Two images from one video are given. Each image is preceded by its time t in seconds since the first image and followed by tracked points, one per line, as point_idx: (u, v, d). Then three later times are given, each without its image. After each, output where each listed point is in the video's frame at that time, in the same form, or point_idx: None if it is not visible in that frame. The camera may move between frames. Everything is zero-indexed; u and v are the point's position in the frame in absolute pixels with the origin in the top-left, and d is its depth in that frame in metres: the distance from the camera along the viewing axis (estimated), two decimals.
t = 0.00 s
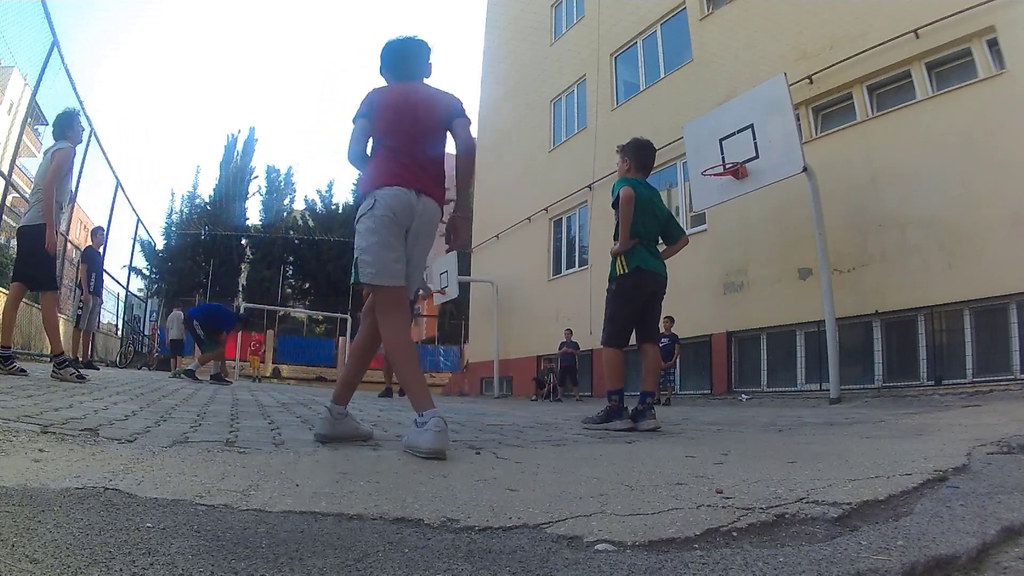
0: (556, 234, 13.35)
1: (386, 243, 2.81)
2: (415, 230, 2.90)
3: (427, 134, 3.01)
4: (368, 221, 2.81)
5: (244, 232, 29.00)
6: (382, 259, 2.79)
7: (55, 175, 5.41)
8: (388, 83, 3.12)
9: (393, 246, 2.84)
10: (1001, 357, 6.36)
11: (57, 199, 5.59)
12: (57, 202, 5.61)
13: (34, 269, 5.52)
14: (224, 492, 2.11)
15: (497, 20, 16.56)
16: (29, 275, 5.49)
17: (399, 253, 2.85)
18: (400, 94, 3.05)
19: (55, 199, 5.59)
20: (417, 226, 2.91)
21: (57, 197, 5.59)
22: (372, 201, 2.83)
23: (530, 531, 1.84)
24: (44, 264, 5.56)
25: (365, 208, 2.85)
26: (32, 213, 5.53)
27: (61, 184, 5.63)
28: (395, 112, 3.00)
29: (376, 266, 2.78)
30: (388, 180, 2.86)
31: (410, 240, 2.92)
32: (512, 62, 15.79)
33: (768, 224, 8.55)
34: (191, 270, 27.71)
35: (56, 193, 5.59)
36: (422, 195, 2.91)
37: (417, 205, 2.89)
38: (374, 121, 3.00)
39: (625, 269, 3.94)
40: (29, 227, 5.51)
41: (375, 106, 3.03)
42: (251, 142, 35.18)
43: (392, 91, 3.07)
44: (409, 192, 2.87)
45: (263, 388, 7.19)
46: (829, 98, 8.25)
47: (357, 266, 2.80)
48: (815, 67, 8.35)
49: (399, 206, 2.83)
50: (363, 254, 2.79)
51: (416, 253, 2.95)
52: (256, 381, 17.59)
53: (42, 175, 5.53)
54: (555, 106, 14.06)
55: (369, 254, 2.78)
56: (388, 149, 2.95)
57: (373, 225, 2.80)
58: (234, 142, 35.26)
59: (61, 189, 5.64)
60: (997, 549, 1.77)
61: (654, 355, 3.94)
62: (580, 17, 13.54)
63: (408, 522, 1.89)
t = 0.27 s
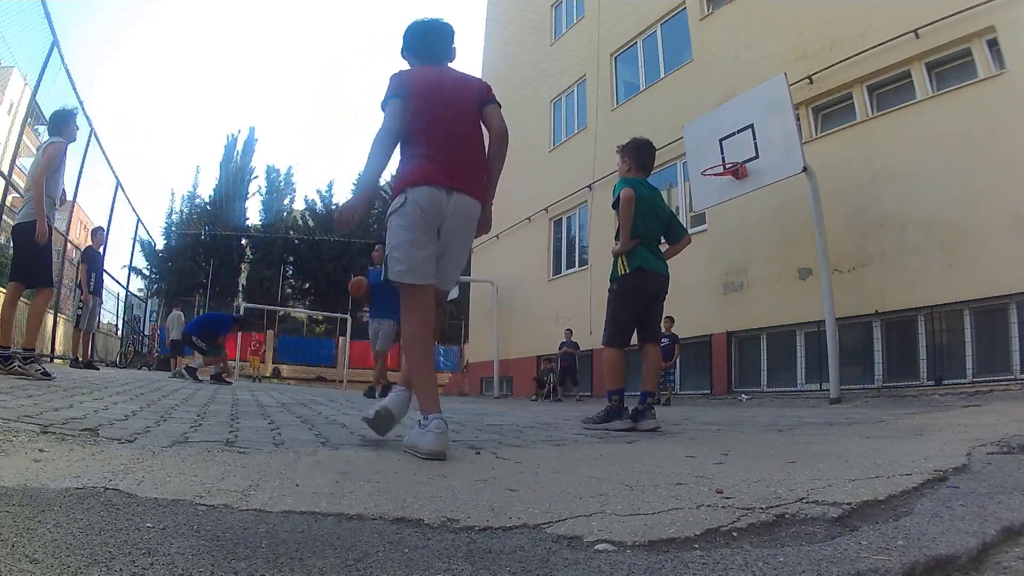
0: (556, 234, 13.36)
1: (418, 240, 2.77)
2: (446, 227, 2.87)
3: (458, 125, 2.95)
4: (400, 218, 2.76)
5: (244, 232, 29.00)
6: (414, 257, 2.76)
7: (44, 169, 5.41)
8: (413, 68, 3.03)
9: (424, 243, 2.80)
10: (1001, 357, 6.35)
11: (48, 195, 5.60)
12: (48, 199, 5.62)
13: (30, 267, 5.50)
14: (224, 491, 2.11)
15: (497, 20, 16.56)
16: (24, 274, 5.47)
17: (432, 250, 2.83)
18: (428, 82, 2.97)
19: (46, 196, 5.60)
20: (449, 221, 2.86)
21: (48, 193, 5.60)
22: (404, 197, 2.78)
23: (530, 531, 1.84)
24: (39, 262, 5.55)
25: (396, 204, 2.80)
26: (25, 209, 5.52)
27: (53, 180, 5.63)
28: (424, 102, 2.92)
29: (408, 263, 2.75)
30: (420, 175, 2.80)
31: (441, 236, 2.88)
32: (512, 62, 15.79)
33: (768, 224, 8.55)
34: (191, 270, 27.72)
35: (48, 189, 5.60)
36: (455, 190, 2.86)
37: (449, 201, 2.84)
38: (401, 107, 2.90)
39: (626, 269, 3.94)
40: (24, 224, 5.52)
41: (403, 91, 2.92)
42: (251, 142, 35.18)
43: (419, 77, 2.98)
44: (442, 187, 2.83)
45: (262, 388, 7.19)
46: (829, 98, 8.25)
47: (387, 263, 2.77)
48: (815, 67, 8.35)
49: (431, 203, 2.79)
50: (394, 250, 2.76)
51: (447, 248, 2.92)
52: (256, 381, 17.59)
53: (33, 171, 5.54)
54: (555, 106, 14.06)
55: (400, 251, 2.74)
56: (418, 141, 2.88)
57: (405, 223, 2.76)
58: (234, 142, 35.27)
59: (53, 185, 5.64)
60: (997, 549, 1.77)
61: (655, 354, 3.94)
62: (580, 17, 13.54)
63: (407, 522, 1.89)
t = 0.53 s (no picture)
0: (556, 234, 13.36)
1: (442, 241, 2.89)
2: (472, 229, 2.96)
3: (485, 126, 3.02)
4: (426, 219, 2.88)
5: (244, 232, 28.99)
6: (436, 257, 2.88)
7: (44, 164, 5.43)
8: (444, 64, 3.07)
9: (448, 244, 2.92)
10: (1001, 357, 6.36)
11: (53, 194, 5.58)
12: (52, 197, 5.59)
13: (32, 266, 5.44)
14: (224, 491, 2.11)
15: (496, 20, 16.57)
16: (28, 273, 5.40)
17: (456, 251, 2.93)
18: (455, 80, 3.02)
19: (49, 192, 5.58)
20: (474, 221, 2.95)
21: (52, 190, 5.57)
22: (428, 199, 2.89)
23: (530, 531, 1.84)
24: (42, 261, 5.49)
25: (422, 204, 2.92)
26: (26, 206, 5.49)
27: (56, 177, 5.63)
28: (451, 100, 2.98)
29: (429, 263, 2.87)
30: (445, 178, 2.91)
31: (467, 234, 2.97)
32: (512, 62, 15.79)
33: (768, 224, 8.56)
34: (191, 270, 27.73)
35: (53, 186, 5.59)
36: (480, 190, 2.94)
37: (474, 202, 2.93)
38: (429, 105, 2.96)
39: (625, 269, 3.95)
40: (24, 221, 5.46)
41: (430, 89, 2.98)
42: (251, 142, 35.18)
43: (446, 74, 3.03)
44: (467, 189, 2.92)
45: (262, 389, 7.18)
46: (829, 97, 8.25)
47: (410, 261, 2.90)
48: (815, 67, 8.35)
49: (455, 205, 2.89)
50: (417, 249, 2.88)
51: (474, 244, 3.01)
52: (256, 381, 17.60)
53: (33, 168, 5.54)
54: (555, 107, 14.06)
55: (423, 251, 2.87)
56: (444, 140, 2.95)
57: (430, 224, 2.88)
58: (234, 142, 35.27)
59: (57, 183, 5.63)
60: (997, 549, 1.77)
61: (656, 354, 3.95)
62: (580, 17, 13.54)
63: (408, 522, 1.89)
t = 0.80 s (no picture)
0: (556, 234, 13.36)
1: (490, 250, 2.93)
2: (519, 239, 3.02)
3: (536, 138, 3.07)
4: (478, 228, 2.91)
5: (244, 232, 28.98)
6: (482, 266, 2.91)
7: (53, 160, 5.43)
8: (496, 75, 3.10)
9: (496, 252, 2.96)
10: (1001, 357, 6.36)
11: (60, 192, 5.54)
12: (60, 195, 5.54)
13: (37, 265, 5.37)
14: (224, 491, 2.11)
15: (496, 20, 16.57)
16: (33, 272, 5.33)
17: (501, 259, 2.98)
18: (512, 91, 3.05)
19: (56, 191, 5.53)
20: (523, 231, 3.00)
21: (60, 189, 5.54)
22: (482, 209, 2.92)
23: (530, 531, 1.84)
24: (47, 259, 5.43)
25: (474, 213, 2.93)
26: (31, 202, 5.44)
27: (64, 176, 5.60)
28: (507, 112, 3.01)
29: (476, 270, 2.89)
30: (500, 189, 2.94)
31: (514, 243, 3.02)
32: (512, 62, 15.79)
33: (768, 224, 8.56)
34: (191, 270, 27.73)
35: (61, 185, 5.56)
36: (532, 204, 3.01)
37: (525, 213, 2.99)
38: (484, 115, 2.98)
39: (624, 270, 3.94)
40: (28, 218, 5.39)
41: (487, 98, 2.99)
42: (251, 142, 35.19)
43: (502, 84, 3.06)
44: (520, 201, 2.97)
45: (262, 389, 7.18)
46: (829, 97, 8.25)
47: (456, 266, 2.91)
48: (815, 67, 8.35)
49: (508, 216, 2.94)
50: (465, 256, 2.91)
51: (520, 254, 3.07)
52: (256, 381, 17.61)
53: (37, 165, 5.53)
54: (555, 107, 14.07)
55: (472, 257, 2.89)
56: (499, 150, 2.97)
57: (482, 232, 2.91)
58: (233, 142, 35.26)
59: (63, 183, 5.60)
60: (997, 549, 1.77)
61: (656, 353, 3.96)
62: (580, 17, 13.54)
63: (407, 522, 1.89)
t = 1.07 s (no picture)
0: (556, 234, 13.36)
1: (539, 249, 2.96)
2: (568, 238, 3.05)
3: (576, 141, 3.11)
4: (529, 229, 2.94)
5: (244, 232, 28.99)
6: (529, 266, 2.94)
7: (57, 163, 5.43)
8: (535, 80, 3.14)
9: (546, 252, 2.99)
10: (1001, 357, 6.35)
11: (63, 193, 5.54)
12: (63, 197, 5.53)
13: (38, 266, 5.35)
14: (224, 492, 2.11)
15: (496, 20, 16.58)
16: (34, 273, 5.33)
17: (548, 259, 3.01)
18: (555, 96, 3.12)
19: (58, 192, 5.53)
20: (573, 231, 3.05)
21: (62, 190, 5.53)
22: (534, 209, 2.95)
23: (530, 531, 1.84)
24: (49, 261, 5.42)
25: (525, 214, 2.96)
26: (32, 204, 5.42)
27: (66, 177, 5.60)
28: (551, 116, 3.06)
29: (522, 270, 2.93)
30: (551, 188, 2.97)
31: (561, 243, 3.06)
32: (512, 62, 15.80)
33: (768, 224, 8.56)
34: (191, 270, 27.74)
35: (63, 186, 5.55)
36: (580, 202, 3.05)
37: (575, 212, 3.03)
38: (527, 120, 3.02)
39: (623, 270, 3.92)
40: (29, 219, 5.37)
41: (530, 104, 3.05)
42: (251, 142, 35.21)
43: (544, 90, 3.11)
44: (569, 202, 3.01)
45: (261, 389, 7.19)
46: (829, 97, 8.25)
47: (501, 265, 2.93)
48: (815, 67, 8.35)
49: (560, 215, 2.97)
50: (512, 256, 2.94)
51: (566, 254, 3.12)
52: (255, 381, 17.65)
53: (37, 166, 5.50)
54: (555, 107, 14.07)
55: (521, 258, 2.93)
56: (547, 151, 3.01)
57: (532, 233, 2.94)
58: (233, 142, 35.27)
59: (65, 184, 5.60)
60: (997, 549, 1.77)
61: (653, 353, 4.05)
62: (580, 17, 13.55)
63: (407, 522, 1.89)
